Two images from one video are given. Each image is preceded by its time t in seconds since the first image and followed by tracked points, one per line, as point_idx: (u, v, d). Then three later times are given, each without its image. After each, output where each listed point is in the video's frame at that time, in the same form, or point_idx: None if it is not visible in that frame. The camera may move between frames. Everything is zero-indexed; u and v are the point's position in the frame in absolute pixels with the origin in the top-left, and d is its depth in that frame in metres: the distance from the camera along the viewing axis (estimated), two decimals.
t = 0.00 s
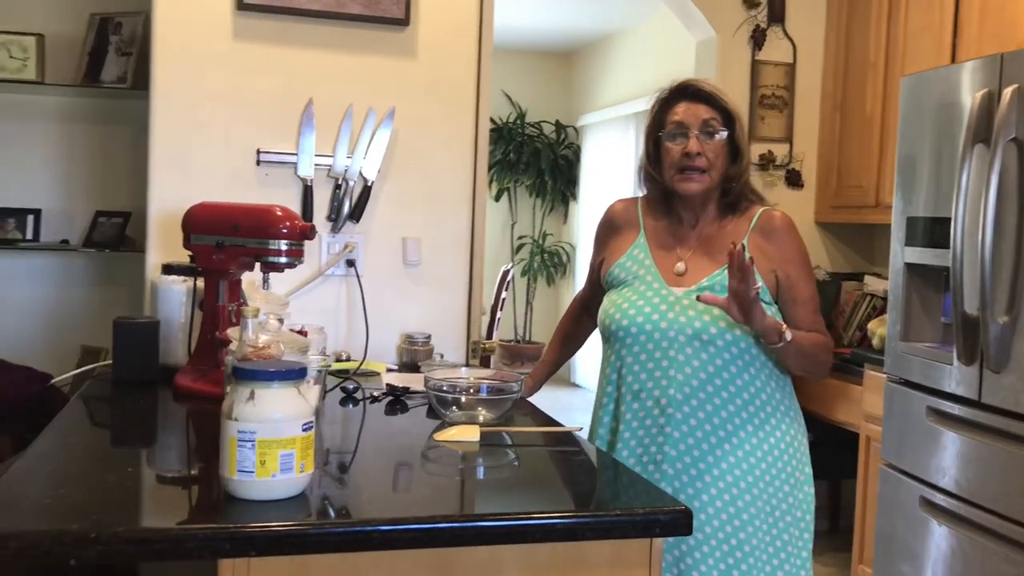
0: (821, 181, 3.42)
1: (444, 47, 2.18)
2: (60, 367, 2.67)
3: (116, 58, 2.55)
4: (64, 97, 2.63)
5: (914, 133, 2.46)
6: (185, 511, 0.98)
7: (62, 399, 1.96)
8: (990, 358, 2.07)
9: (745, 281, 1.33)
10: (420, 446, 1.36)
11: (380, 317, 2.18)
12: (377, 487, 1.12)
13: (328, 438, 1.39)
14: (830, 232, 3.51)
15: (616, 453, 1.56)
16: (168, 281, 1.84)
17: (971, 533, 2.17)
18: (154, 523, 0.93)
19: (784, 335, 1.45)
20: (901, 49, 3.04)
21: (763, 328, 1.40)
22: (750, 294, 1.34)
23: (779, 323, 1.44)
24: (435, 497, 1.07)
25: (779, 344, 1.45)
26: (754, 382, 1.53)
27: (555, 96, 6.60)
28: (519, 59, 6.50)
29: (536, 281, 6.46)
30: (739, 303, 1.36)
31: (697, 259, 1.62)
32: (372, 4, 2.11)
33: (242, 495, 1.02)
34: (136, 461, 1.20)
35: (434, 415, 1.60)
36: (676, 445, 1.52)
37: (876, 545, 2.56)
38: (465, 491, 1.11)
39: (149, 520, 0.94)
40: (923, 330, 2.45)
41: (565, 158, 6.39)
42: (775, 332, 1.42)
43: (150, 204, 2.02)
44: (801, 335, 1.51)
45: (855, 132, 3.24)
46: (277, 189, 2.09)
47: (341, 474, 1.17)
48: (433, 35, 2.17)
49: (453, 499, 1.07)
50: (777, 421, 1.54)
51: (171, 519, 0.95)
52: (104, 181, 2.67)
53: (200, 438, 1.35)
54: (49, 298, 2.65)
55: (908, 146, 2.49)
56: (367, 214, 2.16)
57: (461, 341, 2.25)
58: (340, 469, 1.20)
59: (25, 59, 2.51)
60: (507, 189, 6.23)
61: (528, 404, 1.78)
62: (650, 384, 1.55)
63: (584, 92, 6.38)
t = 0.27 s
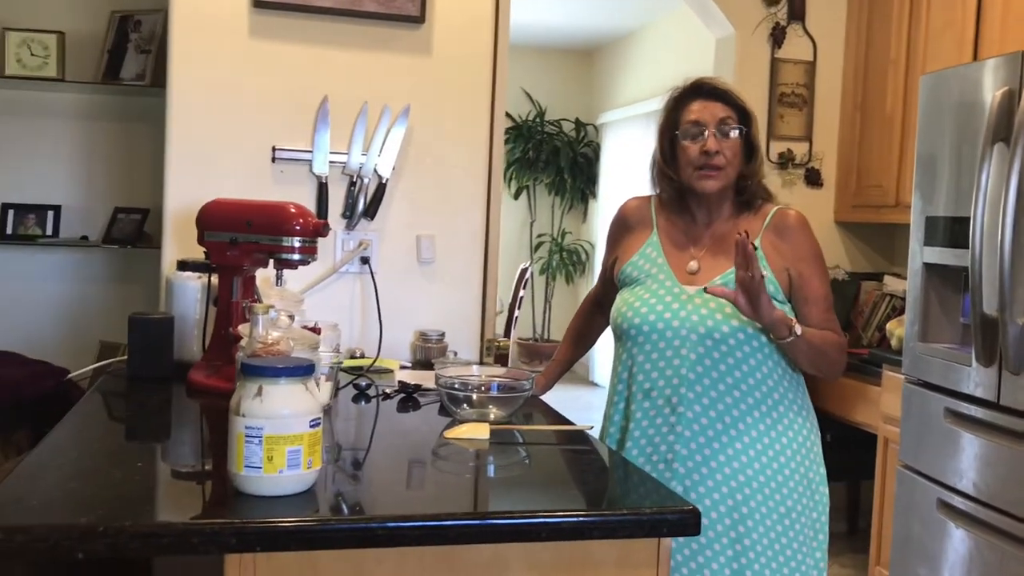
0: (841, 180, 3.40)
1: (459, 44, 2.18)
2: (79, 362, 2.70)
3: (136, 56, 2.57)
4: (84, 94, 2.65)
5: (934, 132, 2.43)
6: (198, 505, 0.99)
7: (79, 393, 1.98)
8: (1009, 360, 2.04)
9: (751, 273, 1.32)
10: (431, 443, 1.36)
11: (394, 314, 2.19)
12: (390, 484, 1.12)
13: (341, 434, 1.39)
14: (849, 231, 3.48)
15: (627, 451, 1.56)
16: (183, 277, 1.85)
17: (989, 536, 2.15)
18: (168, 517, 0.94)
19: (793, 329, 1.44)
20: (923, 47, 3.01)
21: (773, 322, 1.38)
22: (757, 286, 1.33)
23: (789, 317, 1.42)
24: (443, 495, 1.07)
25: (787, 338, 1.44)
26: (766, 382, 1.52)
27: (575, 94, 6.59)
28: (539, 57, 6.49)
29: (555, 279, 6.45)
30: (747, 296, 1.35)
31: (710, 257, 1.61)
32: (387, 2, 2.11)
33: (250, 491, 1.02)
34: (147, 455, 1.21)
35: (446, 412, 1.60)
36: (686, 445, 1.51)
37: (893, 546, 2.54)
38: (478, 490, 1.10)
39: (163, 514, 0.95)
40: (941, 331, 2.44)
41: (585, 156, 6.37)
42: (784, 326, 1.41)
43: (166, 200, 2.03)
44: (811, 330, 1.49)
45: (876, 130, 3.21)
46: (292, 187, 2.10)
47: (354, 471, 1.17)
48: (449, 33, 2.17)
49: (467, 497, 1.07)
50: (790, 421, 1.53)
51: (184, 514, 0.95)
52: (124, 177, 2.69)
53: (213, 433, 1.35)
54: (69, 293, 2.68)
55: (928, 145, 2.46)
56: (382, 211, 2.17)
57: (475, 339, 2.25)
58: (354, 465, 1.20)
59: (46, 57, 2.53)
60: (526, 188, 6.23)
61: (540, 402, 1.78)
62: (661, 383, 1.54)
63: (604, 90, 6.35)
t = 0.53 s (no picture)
0: (852, 180, 3.38)
1: (467, 45, 2.18)
2: (90, 360, 2.71)
3: (146, 56, 2.58)
4: (96, 94, 2.66)
5: (945, 133, 2.42)
6: (204, 504, 0.99)
7: (87, 391, 1.99)
8: (1018, 362, 2.03)
9: (749, 265, 1.32)
10: (435, 443, 1.35)
11: (401, 314, 2.19)
12: (396, 484, 1.11)
13: (347, 434, 1.39)
14: (860, 232, 3.47)
15: (632, 452, 1.55)
16: (190, 277, 1.86)
17: (999, 539, 2.13)
18: (174, 517, 0.93)
19: (796, 326, 1.43)
20: (933, 46, 2.98)
21: (773, 317, 1.38)
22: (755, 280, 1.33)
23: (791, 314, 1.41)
24: (447, 495, 1.06)
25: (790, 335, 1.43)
26: (772, 382, 1.51)
27: (586, 94, 6.58)
28: (550, 56, 6.48)
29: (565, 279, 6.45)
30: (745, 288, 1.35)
31: (715, 259, 1.61)
32: (395, 2, 2.11)
33: (251, 491, 1.02)
34: (152, 453, 1.22)
35: (451, 412, 1.60)
36: (692, 445, 1.51)
37: (902, 549, 2.52)
38: (485, 491, 1.09)
39: (170, 513, 0.95)
40: (950, 332, 2.42)
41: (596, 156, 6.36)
42: (786, 322, 1.40)
43: (174, 200, 2.04)
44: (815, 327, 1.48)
45: (886, 130, 3.19)
46: (300, 187, 2.11)
47: (360, 470, 1.17)
48: (456, 33, 2.17)
49: (473, 497, 1.06)
50: (797, 421, 1.52)
51: (192, 512, 0.95)
52: (134, 177, 2.71)
53: (218, 432, 1.36)
54: (80, 293, 2.69)
55: (938, 145, 2.45)
56: (389, 211, 2.17)
57: (481, 339, 2.25)
58: (359, 464, 1.20)
59: (57, 57, 2.55)
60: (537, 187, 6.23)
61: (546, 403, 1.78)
62: (667, 384, 1.54)
63: (615, 89, 6.34)
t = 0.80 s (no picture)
0: (854, 182, 3.38)
1: (468, 47, 2.18)
2: (92, 363, 2.72)
3: (148, 59, 2.58)
4: (98, 97, 2.67)
5: (947, 135, 2.42)
6: (205, 507, 0.99)
7: (89, 393, 1.99)
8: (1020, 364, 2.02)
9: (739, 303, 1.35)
10: (435, 446, 1.35)
11: (403, 316, 2.19)
12: (397, 487, 1.11)
13: (348, 438, 1.39)
14: (862, 234, 3.46)
15: (632, 455, 1.55)
16: (191, 280, 1.86)
17: (1002, 543, 2.13)
18: (175, 520, 0.93)
19: (792, 347, 1.45)
20: (936, 48, 2.98)
21: (768, 343, 1.41)
22: (744, 316, 1.36)
23: (786, 336, 1.44)
24: (446, 499, 1.06)
25: (788, 357, 1.45)
26: (772, 386, 1.51)
27: (589, 96, 6.58)
28: (553, 58, 6.48)
29: (568, 281, 6.45)
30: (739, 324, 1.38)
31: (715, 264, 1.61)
32: (396, 5, 2.11)
33: (250, 495, 1.01)
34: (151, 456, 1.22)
35: (451, 415, 1.60)
36: (692, 449, 1.51)
37: (905, 551, 2.52)
38: (487, 494, 1.09)
39: (171, 517, 0.94)
40: (953, 334, 2.42)
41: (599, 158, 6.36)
42: (781, 346, 1.42)
43: (175, 202, 2.04)
44: (811, 342, 1.49)
45: (889, 132, 3.19)
46: (301, 189, 2.11)
47: (361, 473, 1.17)
48: (457, 36, 2.17)
49: (475, 500, 1.06)
50: (797, 425, 1.52)
51: (193, 516, 0.95)
52: (136, 180, 2.71)
53: (219, 435, 1.36)
54: (83, 295, 2.70)
55: (940, 147, 2.44)
56: (390, 214, 2.17)
57: (483, 341, 2.25)
58: (361, 467, 1.20)
59: (60, 61, 2.55)
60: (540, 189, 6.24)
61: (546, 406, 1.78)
62: (667, 387, 1.53)
63: (618, 91, 6.34)
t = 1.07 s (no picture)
0: (851, 183, 3.38)
1: (464, 50, 2.18)
2: (88, 366, 2.71)
3: (145, 62, 2.58)
4: (95, 100, 2.66)
5: (943, 136, 2.42)
6: (201, 511, 0.98)
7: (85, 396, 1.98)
8: (1016, 366, 2.04)
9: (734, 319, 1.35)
10: (431, 450, 1.34)
11: (399, 319, 2.19)
12: (394, 489, 1.11)
13: (345, 441, 1.38)
14: (859, 235, 3.46)
15: (626, 457, 1.55)
16: (187, 283, 1.86)
17: (999, 545, 2.12)
18: (171, 524, 0.93)
19: (787, 359, 1.45)
20: (932, 50, 2.98)
21: (762, 356, 1.40)
22: (740, 331, 1.36)
23: (780, 349, 1.43)
24: (441, 501, 1.06)
25: (783, 368, 1.45)
26: (767, 388, 1.51)
27: (586, 98, 6.59)
28: (550, 61, 6.49)
29: (566, 284, 6.45)
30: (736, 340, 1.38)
31: (711, 264, 1.61)
32: (392, 7, 2.11)
33: (243, 498, 1.01)
34: (145, 459, 1.22)
35: (446, 418, 1.59)
36: (687, 451, 1.50)
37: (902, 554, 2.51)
38: (484, 497, 1.09)
39: (167, 520, 0.94)
40: (950, 337, 2.42)
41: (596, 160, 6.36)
42: (776, 358, 1.42)
43: (171, 205, 2.04)
44: (805, 353, 1.49)
45: (885, 134, 3.19)
46: (297, 192, 2.11)
47: (357, 476, 1.17)
48: (452, 38, 2.17)
49: (472, 504, 1.06)
50: (792, 427, 1.52)
51: (188, 520, 0.94)
52: (133, 183, 2.71)
53: (214, 438, 1.35)
54: (79, 298, 2.69)
55: (936, 149, 2.44)
56: (386, 217, 2.17)
57: (479, 344, 2.25)
58: (357, 471, 1.20)
59: (56, 63, 2.55)
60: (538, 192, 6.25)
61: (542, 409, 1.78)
62: (661, 389, 1.53)
63: (615, 93, 6.35)
